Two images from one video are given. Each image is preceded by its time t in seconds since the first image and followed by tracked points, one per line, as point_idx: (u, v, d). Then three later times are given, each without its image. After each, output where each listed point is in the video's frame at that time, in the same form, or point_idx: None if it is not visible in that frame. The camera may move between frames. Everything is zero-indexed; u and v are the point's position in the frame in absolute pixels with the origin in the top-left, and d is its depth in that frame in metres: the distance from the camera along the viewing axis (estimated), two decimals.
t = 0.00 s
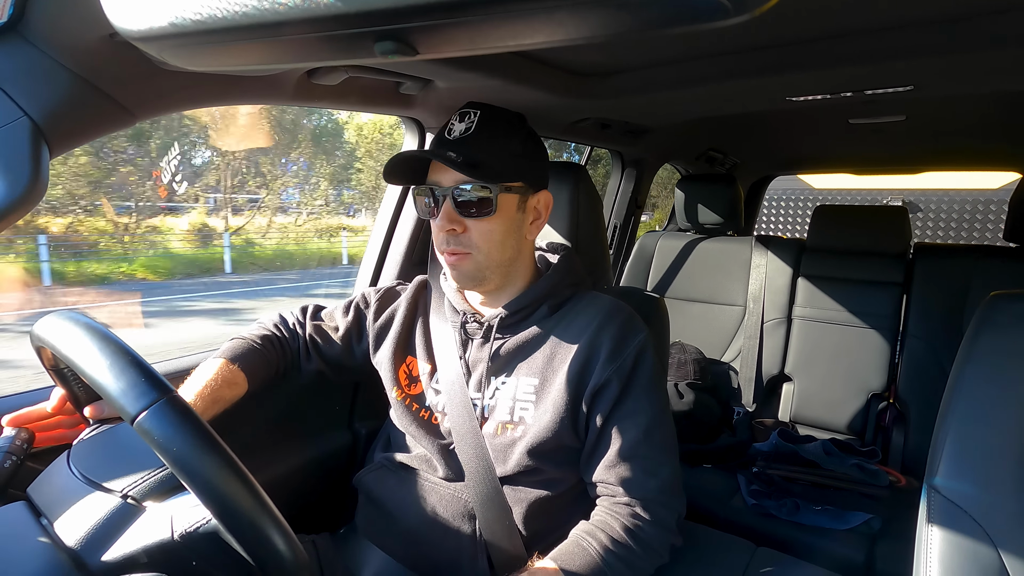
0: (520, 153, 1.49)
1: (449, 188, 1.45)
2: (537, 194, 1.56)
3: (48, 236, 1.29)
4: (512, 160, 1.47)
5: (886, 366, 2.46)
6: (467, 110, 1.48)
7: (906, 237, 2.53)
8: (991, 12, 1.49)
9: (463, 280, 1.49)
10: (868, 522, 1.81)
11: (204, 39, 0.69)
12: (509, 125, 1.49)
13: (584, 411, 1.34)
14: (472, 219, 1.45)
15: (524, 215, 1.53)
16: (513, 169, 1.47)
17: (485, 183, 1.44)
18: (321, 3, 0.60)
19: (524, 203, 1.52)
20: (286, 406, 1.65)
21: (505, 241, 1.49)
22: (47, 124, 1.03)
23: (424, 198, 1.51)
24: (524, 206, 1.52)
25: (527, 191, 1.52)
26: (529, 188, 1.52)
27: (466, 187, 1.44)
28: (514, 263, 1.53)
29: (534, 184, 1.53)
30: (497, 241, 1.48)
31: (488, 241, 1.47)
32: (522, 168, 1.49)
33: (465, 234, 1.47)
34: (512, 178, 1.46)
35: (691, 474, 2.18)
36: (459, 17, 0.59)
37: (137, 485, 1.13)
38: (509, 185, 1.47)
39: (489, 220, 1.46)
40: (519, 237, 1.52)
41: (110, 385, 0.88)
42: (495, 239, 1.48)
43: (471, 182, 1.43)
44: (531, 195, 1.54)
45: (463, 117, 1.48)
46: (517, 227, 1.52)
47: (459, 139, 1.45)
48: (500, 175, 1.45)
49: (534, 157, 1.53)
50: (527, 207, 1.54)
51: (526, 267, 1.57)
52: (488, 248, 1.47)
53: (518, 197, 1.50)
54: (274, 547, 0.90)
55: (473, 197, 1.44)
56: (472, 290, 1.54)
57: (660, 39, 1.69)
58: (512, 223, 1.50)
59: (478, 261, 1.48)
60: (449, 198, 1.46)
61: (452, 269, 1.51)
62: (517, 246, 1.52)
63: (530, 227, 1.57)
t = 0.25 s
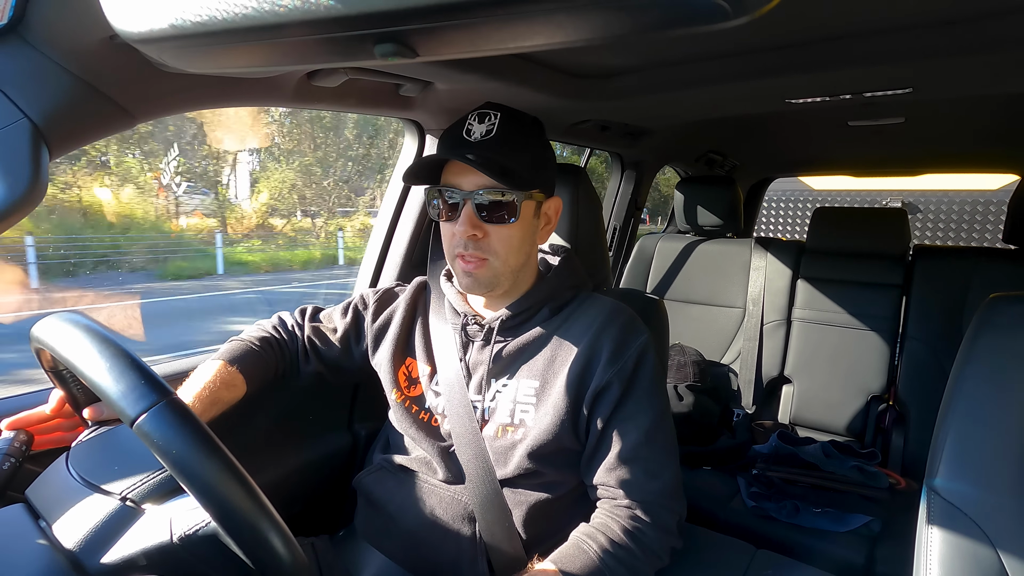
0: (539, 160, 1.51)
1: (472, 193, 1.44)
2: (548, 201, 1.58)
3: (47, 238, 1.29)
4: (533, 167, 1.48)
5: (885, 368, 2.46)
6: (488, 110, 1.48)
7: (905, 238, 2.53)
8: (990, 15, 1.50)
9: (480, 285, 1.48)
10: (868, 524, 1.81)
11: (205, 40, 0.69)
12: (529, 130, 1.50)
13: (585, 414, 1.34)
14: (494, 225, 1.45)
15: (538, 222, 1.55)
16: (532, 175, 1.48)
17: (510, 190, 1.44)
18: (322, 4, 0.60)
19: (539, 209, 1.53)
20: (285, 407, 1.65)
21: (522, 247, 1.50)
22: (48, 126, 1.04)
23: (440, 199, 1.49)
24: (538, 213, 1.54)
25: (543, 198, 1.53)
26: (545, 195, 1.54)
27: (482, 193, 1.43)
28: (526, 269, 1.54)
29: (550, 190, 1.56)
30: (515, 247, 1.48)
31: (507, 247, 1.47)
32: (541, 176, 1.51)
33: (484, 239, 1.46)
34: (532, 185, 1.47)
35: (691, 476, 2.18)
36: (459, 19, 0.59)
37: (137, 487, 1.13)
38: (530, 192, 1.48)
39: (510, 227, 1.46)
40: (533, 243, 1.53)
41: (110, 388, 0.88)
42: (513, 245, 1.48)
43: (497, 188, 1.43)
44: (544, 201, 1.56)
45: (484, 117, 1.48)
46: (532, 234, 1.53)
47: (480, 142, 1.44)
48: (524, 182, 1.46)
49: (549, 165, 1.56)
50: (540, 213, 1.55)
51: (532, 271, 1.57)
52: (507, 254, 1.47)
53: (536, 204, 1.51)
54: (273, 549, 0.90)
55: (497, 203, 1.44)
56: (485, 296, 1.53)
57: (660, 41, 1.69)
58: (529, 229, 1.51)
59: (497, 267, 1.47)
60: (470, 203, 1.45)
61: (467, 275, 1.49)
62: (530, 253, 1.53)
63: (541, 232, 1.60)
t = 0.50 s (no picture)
0: (549, 164, 1.51)
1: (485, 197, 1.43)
2: (556, 204, 1.57)
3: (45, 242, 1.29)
4: (543, 171, 1.49)
5: (886, 367, 2.46)
6: (499, 113, 1.48)
7: (905, 237, 2.53)
8: (988, 13, 1.50)
9: (489, 289, 1.47)
10: (870, 523, 1.82)
11: (204, 43, 0.69)
12: (538, 133, 1.50)
13: (585, 415, 1.34)
14: (505, 230, 1.44)
15: (546, 225, 1.54)
16: (541, 179, 1.48)
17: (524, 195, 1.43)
18: (320, 6, 0.60)
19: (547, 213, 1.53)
20: (285, 410, 1.65)
21: (530, 251, 1.50)
22: (47, 129, 1.04)
23: (448, 201, 1.48)
24: (547, 216, 1.54)
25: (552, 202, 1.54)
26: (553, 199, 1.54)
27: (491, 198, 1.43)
28: (532, 272, 1.53)
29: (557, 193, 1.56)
30: (525, 252, 1.47)
31: (517, 251, 1.46)
32: (551, 180, 1.51)
33: (495, 244, 1.45)
34: (543, 190, 1.48)
35: (691, 476, 2.18)
36: (457, 21, 0.60)
37: (138, 492, 1.12)
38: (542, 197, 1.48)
39: (521, 231, 1.45)
40: (541, 247, 1.53)
41: (111, 392, 0.88)
42: (523, 250, 1.47)
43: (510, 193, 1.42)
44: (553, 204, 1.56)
45: (494, 119, 1.48)
46: (540, 238, 1.52)
47: (492, 144, 1.44)
48: (536, 187, 1.46)
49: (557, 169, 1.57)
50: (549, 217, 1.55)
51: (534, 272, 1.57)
52: (516, 258, 1.46)
53: (545, 208, 1.51)
54: (275, 552, 0.90)
55: (510, 207, 1.43)
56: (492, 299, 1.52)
57: (658, 41, 1.69)
58: (538, 233, 1.50)
59: (506, 271, 1.46)
60: (482, 207, 1.44)
61: (476, 278, 1.47)
62: (536, 257, 1.52)
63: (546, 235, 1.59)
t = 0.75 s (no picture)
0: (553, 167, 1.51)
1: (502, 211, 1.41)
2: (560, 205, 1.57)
3: (45, 239, 1.29)
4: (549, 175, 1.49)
5: (886, 364, 2.46)
6: (505, 119, 1.46)
7: (906, 234, 2.53)
8: (988, 10, 1.50)
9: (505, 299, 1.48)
10: (869, 520, 1.81)
11: (203, 41, 0.69)
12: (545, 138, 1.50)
13: (584, 412, 1.34)
14: (522, 242, 1.43)
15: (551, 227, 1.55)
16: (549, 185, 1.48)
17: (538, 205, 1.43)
18: (318, 3, 0.60)
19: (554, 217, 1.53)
20: (286, 407, 1.65)
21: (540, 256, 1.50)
22: (47, 127, 1.04)
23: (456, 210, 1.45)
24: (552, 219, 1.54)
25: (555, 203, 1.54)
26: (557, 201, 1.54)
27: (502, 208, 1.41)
28: (539, 275, 1.54)
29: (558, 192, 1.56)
30: (537, 259, 1.48)
31: (532, 260, 1.46)
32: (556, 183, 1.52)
33: (512, 256, 1.44)
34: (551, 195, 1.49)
35: (692, 473, 2.18)
36: (456, 18, 0.59)
37: (140, 489, 1.13)
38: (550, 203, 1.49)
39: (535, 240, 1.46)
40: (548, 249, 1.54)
41: (110, 389, 0.88)
42: (536, 258, 1.48)
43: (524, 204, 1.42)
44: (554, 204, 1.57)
45: (501, 125, 1.46)
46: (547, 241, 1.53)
47: (503, 155, 1.44)
48: (546, 194, 1.46)
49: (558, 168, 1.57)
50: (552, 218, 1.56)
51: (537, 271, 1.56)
52: (531, 267, 1.47)
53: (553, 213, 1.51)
54: (276, 549, 0.90)
55: (525, 217, 1.43)
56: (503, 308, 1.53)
57: (658, 38, 1.69)
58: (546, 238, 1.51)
59: (522, 281, 1.46)
60: (498, 220, 1.42)
61: (492, 290, 1.47)
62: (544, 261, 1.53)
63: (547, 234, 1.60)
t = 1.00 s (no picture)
0: (543, 163, 1.48)
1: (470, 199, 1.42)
2: (553, 202, 1.55)
3: (45, 236, 1.29)
4: (535, 171, 1.46)
5: (885, 365, 2.46)
6: (490, 111, 1.48)
7: (906, 235, 2.53)
8: (989, 11, 1.50)
9: (474, 290, 1.47)
10: (867, 521, 1.81)
11: (203, 39, 0.69)
12: (531, 131, 1.48)
13: (584, 413, 1.34)
14: (489, 231, 1.42)
15: (540, 226, 1.52)
16: (533, 178, 1.46)
17: (509, 196, 1.41)
18: (320, 1, 0.59)
19: (540, 212, 1.51)
20: (284, 405, 1.64)
21: (521, 252, 1.48)
22: (47, 125, 1.03)
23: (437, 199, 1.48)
24: (542, 216, 1.51)
25: (546, 201, 1.51)
26: (548, 199, 1.51)
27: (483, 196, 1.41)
28: (525, 274, 1.51)
29: (553, 193, 1.52)
30: (513, 253, 1.45)
31: (504, 253, 1.44)
32: (544, 180, 1.48)
33: (480, 245, 1.44)
34: (533, 190, 1.45)
35: (691, 473, 2.18)
36: (457, 17, 0.59)
37: (136, 485, 1.12)
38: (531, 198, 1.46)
39: (508, 233, 1.44)
40: (534, 247, 1.51)
41: (109, 386, 0.88)
42: (511, 251, 1.45)
43: (494, 194, 1.41)
44: (548, 204, 1.53)
45: (485, 118, 1.48)
46: (533, 239, 1.50)
47: (478, 145, 1.45)
48: (524, 188, 1.44)
49: (555, 167, 1.53)
50: (544, 216, 1.53)
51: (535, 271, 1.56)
52: (503, 260, 1.45)
53: (537, 209, 1.48)
54: (274, 547, 0.90)
55: (493, 207, 1.41)
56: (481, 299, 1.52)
57: (659, 38, 1.69)
58: (528, 234, 1.48)
59: (492, 273, 1.45)
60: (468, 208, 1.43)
61: (462, 279, 1.47)
62: (530, 256, 1.50)
63: (544, 234, 1.57)
